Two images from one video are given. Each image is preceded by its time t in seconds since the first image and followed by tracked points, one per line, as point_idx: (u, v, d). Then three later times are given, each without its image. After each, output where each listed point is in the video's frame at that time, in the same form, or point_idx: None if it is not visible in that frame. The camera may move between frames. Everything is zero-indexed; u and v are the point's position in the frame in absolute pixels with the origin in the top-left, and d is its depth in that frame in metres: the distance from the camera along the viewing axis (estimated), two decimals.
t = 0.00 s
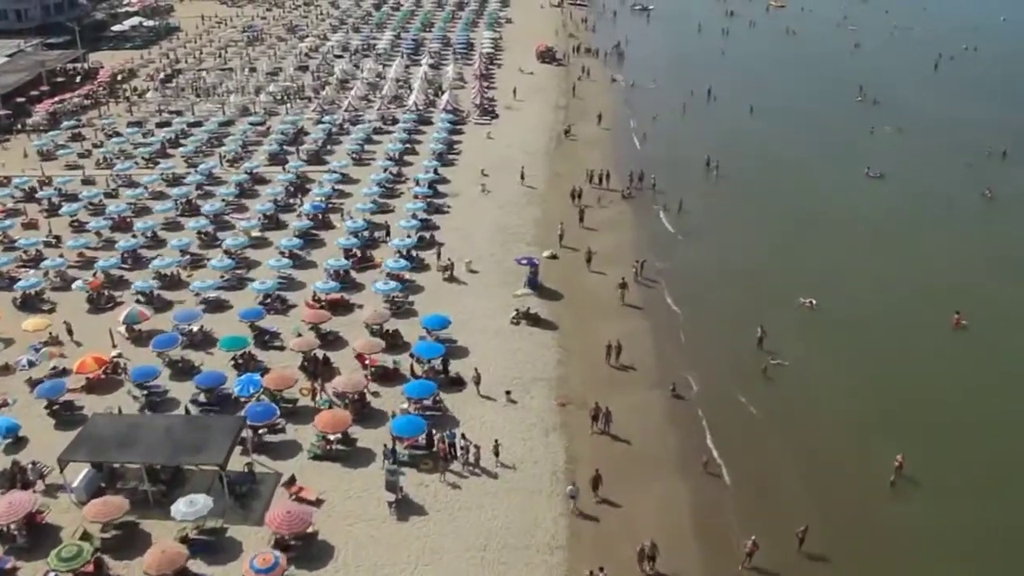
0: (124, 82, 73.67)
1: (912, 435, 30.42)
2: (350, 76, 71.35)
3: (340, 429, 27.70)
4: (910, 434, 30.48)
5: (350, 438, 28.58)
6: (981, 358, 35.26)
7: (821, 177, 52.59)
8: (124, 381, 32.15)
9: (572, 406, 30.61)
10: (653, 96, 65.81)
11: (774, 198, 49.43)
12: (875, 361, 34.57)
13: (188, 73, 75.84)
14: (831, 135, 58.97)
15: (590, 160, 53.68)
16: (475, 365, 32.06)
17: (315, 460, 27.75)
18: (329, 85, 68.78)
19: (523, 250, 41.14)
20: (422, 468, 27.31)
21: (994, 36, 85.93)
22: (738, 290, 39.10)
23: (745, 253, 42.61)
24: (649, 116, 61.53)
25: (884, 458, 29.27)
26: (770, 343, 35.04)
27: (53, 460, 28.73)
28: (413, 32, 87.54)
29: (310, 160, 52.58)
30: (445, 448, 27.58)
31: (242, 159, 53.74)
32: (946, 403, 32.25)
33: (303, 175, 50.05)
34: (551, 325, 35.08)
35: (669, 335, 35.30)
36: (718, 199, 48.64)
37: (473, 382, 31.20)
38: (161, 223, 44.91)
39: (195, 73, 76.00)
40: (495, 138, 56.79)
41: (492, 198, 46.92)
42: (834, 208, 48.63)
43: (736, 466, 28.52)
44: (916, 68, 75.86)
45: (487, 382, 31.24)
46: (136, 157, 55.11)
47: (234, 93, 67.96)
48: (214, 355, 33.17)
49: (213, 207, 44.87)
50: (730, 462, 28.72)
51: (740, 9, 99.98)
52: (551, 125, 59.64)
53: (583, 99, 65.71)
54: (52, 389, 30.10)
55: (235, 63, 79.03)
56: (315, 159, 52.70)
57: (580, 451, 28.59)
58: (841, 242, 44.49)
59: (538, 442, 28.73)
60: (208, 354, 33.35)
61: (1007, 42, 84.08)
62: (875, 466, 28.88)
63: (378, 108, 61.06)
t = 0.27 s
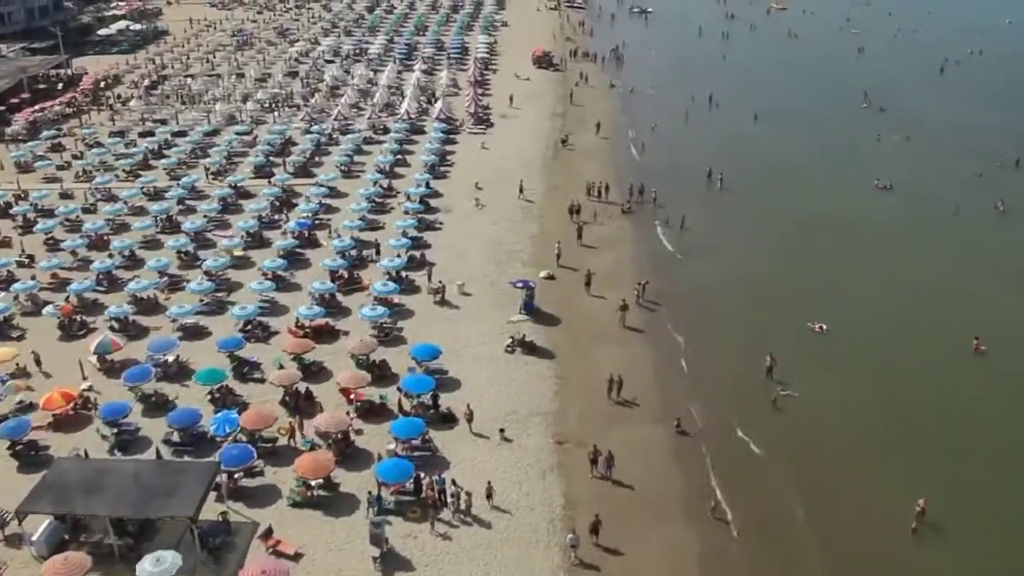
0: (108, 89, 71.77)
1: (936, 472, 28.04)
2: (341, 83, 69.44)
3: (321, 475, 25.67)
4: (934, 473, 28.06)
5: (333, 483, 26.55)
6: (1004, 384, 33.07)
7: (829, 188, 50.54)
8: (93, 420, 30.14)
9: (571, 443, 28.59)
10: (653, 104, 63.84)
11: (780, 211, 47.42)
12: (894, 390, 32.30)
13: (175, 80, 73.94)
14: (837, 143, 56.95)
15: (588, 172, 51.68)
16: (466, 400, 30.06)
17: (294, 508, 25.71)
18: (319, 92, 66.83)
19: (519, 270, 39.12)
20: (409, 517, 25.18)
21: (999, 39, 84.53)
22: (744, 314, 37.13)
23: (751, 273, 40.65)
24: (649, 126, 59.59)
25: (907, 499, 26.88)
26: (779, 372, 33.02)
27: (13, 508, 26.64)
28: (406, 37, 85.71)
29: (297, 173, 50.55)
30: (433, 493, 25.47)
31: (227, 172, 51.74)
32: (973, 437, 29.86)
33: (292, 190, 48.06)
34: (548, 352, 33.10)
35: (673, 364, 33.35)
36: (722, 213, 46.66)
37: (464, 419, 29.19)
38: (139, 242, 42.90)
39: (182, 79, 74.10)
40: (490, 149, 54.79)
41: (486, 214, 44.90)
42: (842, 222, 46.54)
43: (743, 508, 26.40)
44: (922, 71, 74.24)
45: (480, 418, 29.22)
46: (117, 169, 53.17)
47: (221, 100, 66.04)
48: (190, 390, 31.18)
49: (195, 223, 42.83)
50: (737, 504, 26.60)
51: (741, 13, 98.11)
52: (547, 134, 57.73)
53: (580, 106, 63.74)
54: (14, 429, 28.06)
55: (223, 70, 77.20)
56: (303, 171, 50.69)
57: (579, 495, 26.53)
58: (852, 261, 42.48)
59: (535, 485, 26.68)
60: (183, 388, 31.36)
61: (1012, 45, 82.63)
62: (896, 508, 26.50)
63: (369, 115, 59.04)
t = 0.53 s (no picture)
0: (93, 96, 69.87)
1: (956, 522, 26.00)
2: (332, 91, 67.66)
3: (301, 526, 23.62)
4: (953, 521, 26.12)
5: (314, 534, 24.54)
6: None
7: (837, 203, 48.80)
8: (59, 461, 28.20)
9: (570, 487, 26.72)
10: (652, 114, 62.08)
11: (789, 225, 45.55)
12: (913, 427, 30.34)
13: (162, 86, 72.13)
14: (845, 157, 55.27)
15: (587, 184, 49.81)
16: (458, 439, 28.16)
17: (271, 563, 23.69)
18: (309, 99, 65.04)
19: (515, 293, 37.21)
20: (396, 573, 23.14)
21: (1005, 45, 83.41)
22: (753, 339, 35.18)
23: (759, 291, 38.69)
24: (650, 138, 57.78)
25: (928, 552, 24.81)
26: (790, 405, 31.09)
27: None
28: (401, 41, 84.06)
29: (284, 187, 48.59)
30: (422, 547, 23.42)
31: (212, 184, 49.81)
32: (994, 480, 27.97)
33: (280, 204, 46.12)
34: (546, 384, 31.24)
35: (678, 395, 31.46)
36: (728, 228, 44.80)
37: (455, 459, 27.31)
38: (117, 262, 40.97)
39: (169, 86, 72.29)
40: (485, 160, 52.91)
41: (481, 230, 42.99)
42: (853, 238, 44.72)
43: (752, 557, 24.39)
44: (928, 78, 72.96)
45: (473, 459, 27.29)
46: (99, 183, 51.33)
47: (209, 108, 64.23)
48: (164, 428, 29.26)
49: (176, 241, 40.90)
50: (745, 552, 24.59)
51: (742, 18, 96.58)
52: (544, 144, 55.95)
53: (578, 116, 62.06)
54: None
55: (211, 76, 75.45)
56: (292, 185, 48.72)
57: (578, 545, 24.57)
58: (866, 280, 40.54)
59: (532, 535, 24.76)
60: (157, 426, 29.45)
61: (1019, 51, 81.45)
62: (917, 563, 24.45)
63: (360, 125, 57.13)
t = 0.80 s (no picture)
0: (78, 103, 68.13)
1: None
2: (324, 100, 65.97)
3: None
4: (979, 572, 24.18)
5: None
6: None
7: (846, 216, 47.11)
8: (23, 505, 26.31)
9: (569, 535, 24.87)
10: (653, 125, 60.46)
11: (797, 241, 43.87)
12: (936, 466, 28.52)
13: (150, 94, 70.38)
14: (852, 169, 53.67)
15: (587, 199, 48.12)
16: (449, 482, 26.30)
17: None
18: (301, 108, 63.34)
19: (512, 316, 35.48)
20: None
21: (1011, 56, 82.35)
22: (764, 369, 33.43)
23: (768, 317, 36.96)
24: (651, 149, 56.12)
25: None
26: (805, 443, 29.32)
27: None
28: (395, 47, 82.43)
29: (272, 202, 46.75)
30: None
31: (198, 198, 47.97)
32: None
33: (268, 221, 44.30)
34: (544, 419, 29.44)
35: (685, 432, 29.64)
36: (733, 246, 43.10)
37: (446, 505, 25.48)
38: (95, 283, 39.12)
39: (158, 93, 70.56)
40: (482, 171, 51.14)
41: (476, 247, 41.23)
42: (864, 255, 43.00)
43: None
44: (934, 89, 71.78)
45: (466, 504, 25.50)
46: (82, 196, 49.57)
47: (197, 118, 62.54)
48: (137, 469, 27.40)
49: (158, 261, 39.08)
50: None
51: (743, 25, 95.05)
52: (542, 155, 54.24)
53: (577, 125, 60.37)
54: None
55: (200, 83, 73.71)
56: (281, 199, 46.90)
57: None
58: (879, 302, 38.80)
59: None
60: (128, 467, 27.60)
61: None
62: None
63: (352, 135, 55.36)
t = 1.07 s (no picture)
0: (64, 113, 66.36)
1: None
2: (316, 109, 64.24)
3: None
4: None
5: None
6: None
7: (858, 232, 45.37)
8: None
9: None
10: (655, 137, 58.77)
11: (807, 260, 42.09)
12: (965, 506, 26.42)
13: (138, 102, 68.63)
14: (862, 182, 51.99)
15: (587, 214, 46.36)
16: (442, 532, 24.39)
17: None
18: (293, 117, 61.61)
19: (509, 343, 33.65)
20: None
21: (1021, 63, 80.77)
22: (776, 401, 31.42)
23: (779, 343, 34.98)
24: (653, 160, 54.35)
25: None
26: (822, 483, 27.27)
27: None
28: (390, 52, 80.76)
29: (259, 218, 44.89)
30: None
31: (183, 213, 46.12)
32: None
33: (254, 238, 42.44)
34: (543, 458, 27.58)
35: (694, 474, 27.72)
36: (742, 265, 41.28)
37: (439, 558, 23.56)
38: (72, 306, 37.27)
39: (146, 101, 68.81)
40: (478, 184, 49.33)
41: (472, 267, 39.40)
42: (878, 273, 41.17)
43: None
44: (942, 99, 70.25)
45: (459, 557, 23.62)
46: (63, 211, 47.71)
47: (185, 128, 60.82)
48: (107, 519, 25.51)
49: (137, 282, 37.21)
50: None
51: (746, 30, 93.41)
52: (542, 167, 52.44)
53: (577, 135, 58.61)
54: None
55: (189, 91, 71.95)
56: (269, 215, 45.04)
57: None
58: (896, 323, 36.82)
59: None
60: (97, 514, 25.68)
61: None
62: None
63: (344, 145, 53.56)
